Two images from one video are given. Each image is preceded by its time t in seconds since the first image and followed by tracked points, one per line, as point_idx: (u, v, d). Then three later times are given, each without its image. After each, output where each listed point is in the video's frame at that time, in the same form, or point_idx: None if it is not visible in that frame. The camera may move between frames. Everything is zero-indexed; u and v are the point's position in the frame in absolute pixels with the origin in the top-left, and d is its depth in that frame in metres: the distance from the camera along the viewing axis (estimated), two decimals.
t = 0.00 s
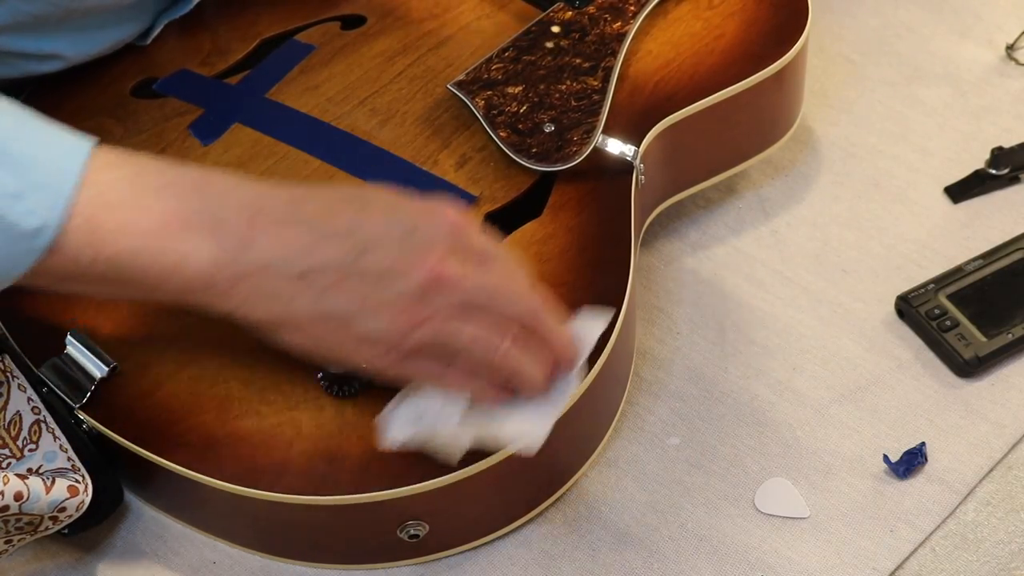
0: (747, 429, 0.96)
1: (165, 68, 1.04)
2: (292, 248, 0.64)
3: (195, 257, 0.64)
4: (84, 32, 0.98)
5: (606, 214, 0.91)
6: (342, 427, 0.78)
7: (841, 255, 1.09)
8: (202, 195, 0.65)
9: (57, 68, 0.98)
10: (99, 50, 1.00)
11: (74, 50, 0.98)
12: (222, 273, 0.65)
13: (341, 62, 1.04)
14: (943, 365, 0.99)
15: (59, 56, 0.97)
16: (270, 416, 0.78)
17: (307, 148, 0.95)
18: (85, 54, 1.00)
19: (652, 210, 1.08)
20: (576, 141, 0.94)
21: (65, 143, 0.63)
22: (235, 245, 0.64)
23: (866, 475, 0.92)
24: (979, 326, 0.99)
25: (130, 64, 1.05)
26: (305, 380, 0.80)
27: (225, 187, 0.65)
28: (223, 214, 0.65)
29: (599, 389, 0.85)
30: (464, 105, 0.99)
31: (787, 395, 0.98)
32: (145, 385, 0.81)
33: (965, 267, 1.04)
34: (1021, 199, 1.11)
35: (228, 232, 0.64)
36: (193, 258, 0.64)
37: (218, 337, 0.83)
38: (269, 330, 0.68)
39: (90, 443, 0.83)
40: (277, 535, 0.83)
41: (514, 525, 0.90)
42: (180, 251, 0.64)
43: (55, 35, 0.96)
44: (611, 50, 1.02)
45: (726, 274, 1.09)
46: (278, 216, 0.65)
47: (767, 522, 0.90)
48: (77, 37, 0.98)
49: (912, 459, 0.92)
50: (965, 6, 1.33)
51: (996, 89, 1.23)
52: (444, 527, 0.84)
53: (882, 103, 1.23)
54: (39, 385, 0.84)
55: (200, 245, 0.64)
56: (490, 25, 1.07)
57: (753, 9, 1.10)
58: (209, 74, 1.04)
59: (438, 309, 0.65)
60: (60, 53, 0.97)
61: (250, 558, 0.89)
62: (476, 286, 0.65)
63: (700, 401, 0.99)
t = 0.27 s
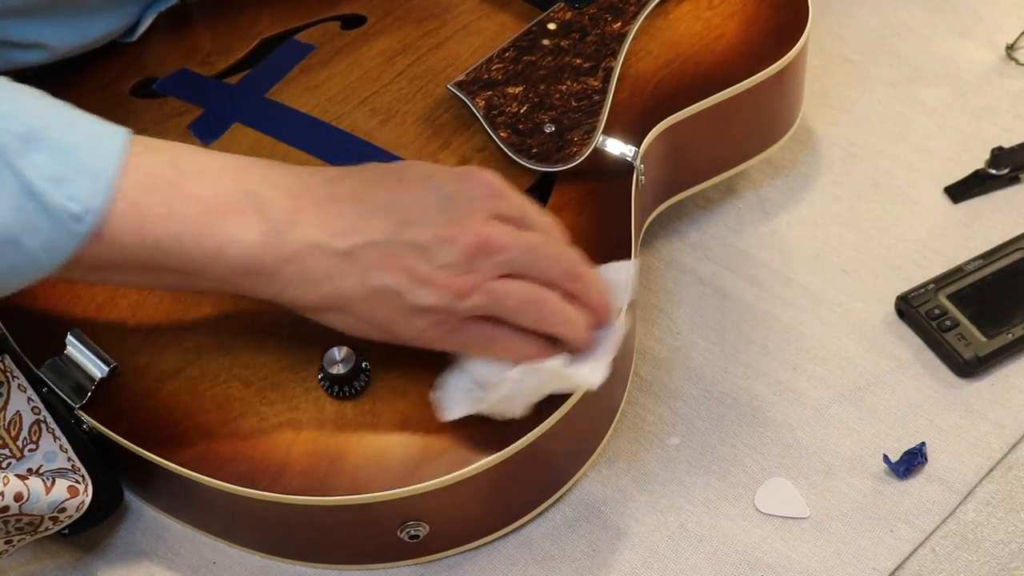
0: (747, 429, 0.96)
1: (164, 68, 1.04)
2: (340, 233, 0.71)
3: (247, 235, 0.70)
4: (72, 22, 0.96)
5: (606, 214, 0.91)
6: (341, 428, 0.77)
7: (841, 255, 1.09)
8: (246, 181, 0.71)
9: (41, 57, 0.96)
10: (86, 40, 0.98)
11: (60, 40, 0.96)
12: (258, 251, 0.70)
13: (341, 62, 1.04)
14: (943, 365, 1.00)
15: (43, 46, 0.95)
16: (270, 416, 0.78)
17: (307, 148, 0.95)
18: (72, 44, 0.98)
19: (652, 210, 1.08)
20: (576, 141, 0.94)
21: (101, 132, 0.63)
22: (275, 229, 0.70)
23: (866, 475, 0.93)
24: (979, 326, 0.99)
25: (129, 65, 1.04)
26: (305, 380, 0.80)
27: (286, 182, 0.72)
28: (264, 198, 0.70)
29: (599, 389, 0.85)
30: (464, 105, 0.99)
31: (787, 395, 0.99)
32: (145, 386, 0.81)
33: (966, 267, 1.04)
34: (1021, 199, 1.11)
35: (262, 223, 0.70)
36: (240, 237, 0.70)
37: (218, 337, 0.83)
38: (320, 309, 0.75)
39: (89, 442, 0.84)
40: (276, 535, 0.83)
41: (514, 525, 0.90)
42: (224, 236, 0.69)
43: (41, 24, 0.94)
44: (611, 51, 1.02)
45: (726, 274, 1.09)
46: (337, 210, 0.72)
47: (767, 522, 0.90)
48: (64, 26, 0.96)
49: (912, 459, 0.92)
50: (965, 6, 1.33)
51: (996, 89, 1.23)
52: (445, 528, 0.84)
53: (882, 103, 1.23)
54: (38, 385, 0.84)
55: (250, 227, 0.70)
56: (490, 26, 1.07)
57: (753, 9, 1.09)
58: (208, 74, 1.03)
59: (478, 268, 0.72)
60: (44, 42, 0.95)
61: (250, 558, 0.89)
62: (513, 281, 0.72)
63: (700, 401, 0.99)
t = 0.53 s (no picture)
0: (747, 429, 0.96)
1: (165, 68, 1.04)
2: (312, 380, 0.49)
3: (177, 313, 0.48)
4: (61, 10, 1.00)
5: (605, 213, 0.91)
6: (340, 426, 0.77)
7: (841, 255, 1.09)
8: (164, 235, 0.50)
9: (34, 46, 1.00)
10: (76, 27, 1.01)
11: (52, 29, 1.00)
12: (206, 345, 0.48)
13: (341, 62, 1.04)
14: (942, 365, 0.99)
15: (36, 35, 0.99)
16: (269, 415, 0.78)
17: (307, 148, 0.96)
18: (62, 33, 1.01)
19: (651, 210, 1.08)
20: (575, 140, 0.94)
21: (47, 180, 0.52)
22: (224, 310, 0.48)
23: (866, 475, 0.92)
24: (979, 326, 0.99)
25: (130, 65, 1.05)
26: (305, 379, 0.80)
27: (219, 248, 0.49)
28: (185, 269, 0.48)
29: (598, 387, 0.85)
30: (464, 105, 0.99)
31: (787, 394, 0.98)
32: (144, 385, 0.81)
33: (966, 267, 1.03)
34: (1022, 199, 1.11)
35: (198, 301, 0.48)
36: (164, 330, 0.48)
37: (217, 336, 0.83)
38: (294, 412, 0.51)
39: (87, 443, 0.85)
40: (275, 534, 0.83)
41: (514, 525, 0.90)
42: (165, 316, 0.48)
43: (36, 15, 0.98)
44: (610, 49, 1.02)
45: (726, 274, 1.09)
46: (283, 295, 0.48)
47: (767, 522, 0.90)
48: (54, 15, 0.99)
49: (912, 458, 0.92)
50: (965, 6, 1.33)
51: (996, 89, 1.23)
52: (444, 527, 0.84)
53: (882, 103, 1.23)
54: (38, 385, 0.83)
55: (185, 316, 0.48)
56: (490, 26, 1.07)
57: (752, 9, 1.09)
58: (209, 74, 1.04)
59: (441, 336, 0.51)
60: (36, 30, 0.99)
61: (249, 558, 0.89)
62: (472, 361, 0.53)
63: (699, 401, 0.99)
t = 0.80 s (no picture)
0: (747, 429, 0.96)
1: (165, 68, 1.04)
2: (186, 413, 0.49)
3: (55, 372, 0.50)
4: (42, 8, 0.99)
5: (605, 213, 0.91)
6: (340, 426, 0.77)
7: (841, 255, 1.09)
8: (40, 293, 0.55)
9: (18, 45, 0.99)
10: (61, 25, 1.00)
11: (34, 27, 0.99)
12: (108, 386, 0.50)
13: (341, 62, 1.04)
14: (943, 365, 0.99)
15: (19, 34, 0.98)
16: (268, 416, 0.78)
17: (307, 148, 0.95)
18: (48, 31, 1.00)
19: (651, 210, 1.08)
20: (575, 140, 0.94)
21: None
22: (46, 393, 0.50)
23: (866, 475, 0.92)
24: (979, 326, 0.99)
25: (130, 66, 1.05)
26: (305, 379, 0.79)
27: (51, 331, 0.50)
28: (24, 323, 0.51)
29: (598, 387, 0.85)
30: (464, 105, 0.99)
31: (786, 395, 0.98)
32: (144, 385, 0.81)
33: (965, 267, 1.03)
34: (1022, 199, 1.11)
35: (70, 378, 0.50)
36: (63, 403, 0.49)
37: (217, 335, 0.83)
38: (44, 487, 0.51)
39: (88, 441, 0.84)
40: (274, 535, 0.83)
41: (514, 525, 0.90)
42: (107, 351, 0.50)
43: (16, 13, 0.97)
44: (610, 49, 1.02)
45: (726, 274, 1.09)
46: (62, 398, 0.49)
47: (767, 522, 0.90)
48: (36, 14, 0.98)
49: (912, 458, 0.91)
50: (965, 6, 1.33)
51: (996, 89, 1.23)
52: (444, 527, 0.84)
53: (882, 103, 1.23)
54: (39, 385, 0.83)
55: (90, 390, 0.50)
56: (490, 26, 1.07)
57: (752, 9, 1.09)
58: (209, 74, 1.04)
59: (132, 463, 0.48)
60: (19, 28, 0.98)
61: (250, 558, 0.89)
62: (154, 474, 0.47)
63: (700, 401, 0.99)
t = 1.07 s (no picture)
0: (747, 429, 0.96)
1: (165, 68, 1.04)
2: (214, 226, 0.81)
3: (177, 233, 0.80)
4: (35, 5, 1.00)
5: (605, 213, 0.91)
6: (340, 426, 0.77)
7: (841, 255, 1.09)
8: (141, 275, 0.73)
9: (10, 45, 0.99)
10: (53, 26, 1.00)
11: (28, 26, 0.99)
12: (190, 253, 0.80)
13: (341, 62, 1.04)
14: (943, 365, 0.99)
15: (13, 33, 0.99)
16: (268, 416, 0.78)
17: (307, 149, 0.95)
18: (39, 31, 1.00)
19: (651, 210, 1.08)
20: (576, 140, 0.94)
21: None
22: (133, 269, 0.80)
23: (866, 475, 0.92)
24: (979, 326, 0.99)
25: (130, 66, 1.05)
26: (305, 379, 0.80)
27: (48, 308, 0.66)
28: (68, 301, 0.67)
29: (598, 387, 0.85)
30: (464, 105, 0.99)
31: (787, 395, 0.98)
32: (145, 384, 0.81)
33: (965, 267, 1.03)
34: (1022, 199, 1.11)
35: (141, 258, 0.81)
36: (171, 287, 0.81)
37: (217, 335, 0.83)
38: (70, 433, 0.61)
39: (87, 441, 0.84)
40: (274, 535, 0.83)
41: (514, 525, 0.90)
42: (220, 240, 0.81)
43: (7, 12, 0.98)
44: (610, 49, 1.02)
45: (726, 274, 1.09)
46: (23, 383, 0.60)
47: (767, 522, 0.90)
48: (28, 12, 0.99)
49: (912, 459, 0.91)
50: (965, 6, 1.33)
51: (996, 89, 1.23)
52: (444, 527, 0.84)
53: (882, 103, 1.23)
54: (37, 385, 0.84)
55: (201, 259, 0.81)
56: (490, 26, 1.07)
57: (752, 8, 1.09)
58: (209, 75, 1.04)
59: None
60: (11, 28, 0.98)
61: (249, 558, 0.90)
62: None
63: (700, 401, 0.99)
